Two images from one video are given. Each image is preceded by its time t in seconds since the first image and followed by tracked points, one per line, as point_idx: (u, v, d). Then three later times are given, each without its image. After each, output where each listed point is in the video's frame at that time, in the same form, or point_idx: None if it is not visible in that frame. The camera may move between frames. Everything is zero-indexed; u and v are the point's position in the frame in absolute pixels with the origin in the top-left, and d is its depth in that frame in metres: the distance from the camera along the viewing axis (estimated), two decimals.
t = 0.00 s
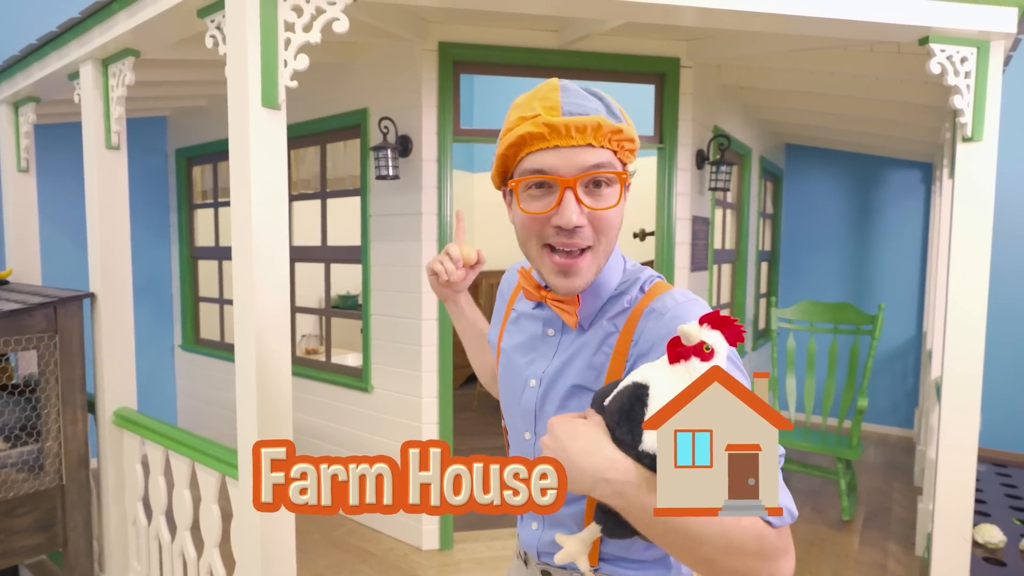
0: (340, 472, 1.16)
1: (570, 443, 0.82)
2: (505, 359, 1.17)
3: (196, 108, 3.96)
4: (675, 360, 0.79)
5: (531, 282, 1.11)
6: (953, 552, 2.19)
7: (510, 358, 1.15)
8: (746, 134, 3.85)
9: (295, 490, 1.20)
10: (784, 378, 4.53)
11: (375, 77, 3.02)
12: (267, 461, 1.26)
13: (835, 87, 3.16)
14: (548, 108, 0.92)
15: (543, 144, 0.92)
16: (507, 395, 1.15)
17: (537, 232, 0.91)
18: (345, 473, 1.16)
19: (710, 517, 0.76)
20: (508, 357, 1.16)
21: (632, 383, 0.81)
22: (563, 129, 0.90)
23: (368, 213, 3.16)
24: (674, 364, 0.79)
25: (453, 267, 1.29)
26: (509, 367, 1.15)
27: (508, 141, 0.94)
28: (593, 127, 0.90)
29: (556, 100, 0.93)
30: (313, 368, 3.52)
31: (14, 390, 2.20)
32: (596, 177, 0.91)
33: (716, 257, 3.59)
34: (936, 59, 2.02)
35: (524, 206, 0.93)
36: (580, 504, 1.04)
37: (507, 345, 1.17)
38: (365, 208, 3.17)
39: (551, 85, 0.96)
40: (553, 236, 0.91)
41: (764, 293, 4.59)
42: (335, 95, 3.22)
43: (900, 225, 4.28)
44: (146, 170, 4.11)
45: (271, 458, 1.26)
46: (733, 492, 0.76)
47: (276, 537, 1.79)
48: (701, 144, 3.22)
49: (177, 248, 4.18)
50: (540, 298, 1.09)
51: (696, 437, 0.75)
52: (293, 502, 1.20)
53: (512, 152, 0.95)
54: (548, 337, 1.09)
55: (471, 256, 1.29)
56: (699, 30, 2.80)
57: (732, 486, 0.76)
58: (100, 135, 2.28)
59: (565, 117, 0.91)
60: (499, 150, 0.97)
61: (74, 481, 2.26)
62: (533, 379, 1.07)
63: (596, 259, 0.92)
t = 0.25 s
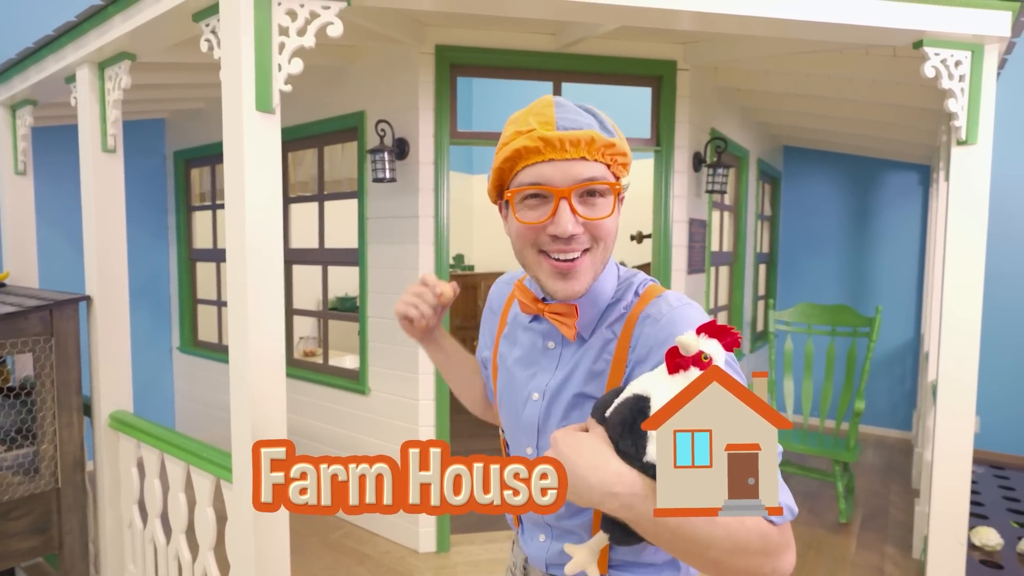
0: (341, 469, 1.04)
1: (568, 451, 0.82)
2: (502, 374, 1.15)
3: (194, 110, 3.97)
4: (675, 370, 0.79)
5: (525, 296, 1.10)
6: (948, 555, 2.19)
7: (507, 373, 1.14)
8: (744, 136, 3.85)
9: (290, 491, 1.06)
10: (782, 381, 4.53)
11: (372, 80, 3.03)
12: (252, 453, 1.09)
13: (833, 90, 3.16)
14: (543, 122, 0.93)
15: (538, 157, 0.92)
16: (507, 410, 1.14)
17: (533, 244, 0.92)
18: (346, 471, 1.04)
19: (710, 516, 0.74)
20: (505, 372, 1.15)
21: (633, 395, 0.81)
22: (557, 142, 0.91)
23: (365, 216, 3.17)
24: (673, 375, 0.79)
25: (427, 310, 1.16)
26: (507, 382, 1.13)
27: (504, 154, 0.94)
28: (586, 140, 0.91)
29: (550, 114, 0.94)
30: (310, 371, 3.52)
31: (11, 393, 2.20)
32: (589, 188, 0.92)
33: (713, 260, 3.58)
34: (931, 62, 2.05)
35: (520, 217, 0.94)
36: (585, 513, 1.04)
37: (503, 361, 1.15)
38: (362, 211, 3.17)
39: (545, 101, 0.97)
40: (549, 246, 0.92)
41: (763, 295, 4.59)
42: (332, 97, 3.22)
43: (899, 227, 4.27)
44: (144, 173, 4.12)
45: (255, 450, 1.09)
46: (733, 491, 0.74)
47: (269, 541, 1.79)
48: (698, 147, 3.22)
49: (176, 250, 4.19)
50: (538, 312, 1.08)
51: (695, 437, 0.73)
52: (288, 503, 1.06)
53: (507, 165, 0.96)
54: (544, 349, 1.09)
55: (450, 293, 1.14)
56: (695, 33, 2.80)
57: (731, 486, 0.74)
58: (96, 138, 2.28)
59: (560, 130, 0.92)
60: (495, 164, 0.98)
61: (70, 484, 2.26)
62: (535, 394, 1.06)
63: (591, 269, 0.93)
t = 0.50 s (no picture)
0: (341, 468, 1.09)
1: (561, 433, 0.88)
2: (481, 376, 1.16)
3: (192, 112, 3.97)
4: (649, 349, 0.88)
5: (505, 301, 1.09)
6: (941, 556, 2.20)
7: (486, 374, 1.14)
8: (740, 138, 3.85)
9: (291, 490, 1.11)
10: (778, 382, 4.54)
11: (368, 83, 3.03)
12: (259, 452, 1.14)
13: (827, 92, 3.18)
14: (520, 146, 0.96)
15: (515, 180, 0.95)
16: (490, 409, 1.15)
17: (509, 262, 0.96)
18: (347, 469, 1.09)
19: (711, 515, 0.83)
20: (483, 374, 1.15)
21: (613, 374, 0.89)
22: (534, 167, 0.93)
23: (361, 217, 3.17)
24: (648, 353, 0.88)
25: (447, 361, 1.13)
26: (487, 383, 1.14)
27: (482, 178, 0.97)
28: (562, 166, 0.94)
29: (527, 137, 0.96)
30: (307, 372, 3.52)
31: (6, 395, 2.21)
32: (564, 209, 0.95)
33: (709, 261, 3.58)
34: (921, 66, 2.09)
35: (497, 236, 0.97)
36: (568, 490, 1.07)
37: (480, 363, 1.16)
38: (359, 213, 3.18)
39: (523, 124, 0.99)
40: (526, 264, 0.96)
41: (760, 296, 4.59)
42: (329, 100, 3.22)
43: (895, 229, 4.28)
44: (141, 174, 4.12)
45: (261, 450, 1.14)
46: (735, 492, 0.82)
47: (263, 541, 1.80)
48: (693, 149, 3.23)
49: (173, 252, 4.20)
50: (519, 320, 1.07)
51: (699, 437, 0.81)
52: (290, 501, 1.11)
53: (485, 187, 0.98)
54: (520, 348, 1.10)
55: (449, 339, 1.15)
56: (691, 36, 2.81)
57: (733, 487, 0.82)
58: (92, 140, 2.28)
59: (536, 156, 0.94)
60: (473, 185, 1.00)
61: (65, 485, 2.27)
62: (518, 391, 1.08)
63: (565, 288, 0.97)
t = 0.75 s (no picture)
0: (341, 467, 1.04)
1: (561, 420, 0.93)
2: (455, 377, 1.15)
3: (189, 113, 3.98)
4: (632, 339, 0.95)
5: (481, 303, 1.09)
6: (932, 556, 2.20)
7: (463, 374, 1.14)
8: (736, 139, 3.86)
9: (290, 491, 1.06)
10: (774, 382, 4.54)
11: (363, 85, 3.03)
12: (253, 451, 1.06)
13: (822, 93, 3.19)
14: (495, 153, 0.97)
15: (490, 188, 0.96)
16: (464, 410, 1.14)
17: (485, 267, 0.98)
18: (347, 469, 1.04)
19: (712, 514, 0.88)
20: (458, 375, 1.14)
21: (601, 364, 0.95)
22: (510, 176, 0.95)
23: (356, 218, 3.18)
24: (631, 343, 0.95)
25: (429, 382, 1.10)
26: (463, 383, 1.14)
27: (458, 185, 0.97)
28: (537, 176, 0.96)
29: (501, 145, 0.97)
30: (303, 372, 3.53)
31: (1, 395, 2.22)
32: (539, 216, 0.97)
33: (705, 262, 3.58)
34: (910, 67, 2.13)
35: (473, 241, 0.99)
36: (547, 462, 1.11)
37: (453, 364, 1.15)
38: (354, 214, 3.19)
39: (498, 133, 1.00)
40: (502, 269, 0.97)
41: (756, 297, 4.60)
42: (324, 101, 3.23)
43: (891, 229, 4.29)
44: (139, 175, 4.13)
45: (256, 448, 1.06)
46: (735, 492, 0.87)
47: (253, 540, 1.81)
48: (688, 150, 3.23)
49: (171, 253, 4.21)
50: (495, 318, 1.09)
51: (700, 435, 0.87)
52: (288, 502, 1.06)
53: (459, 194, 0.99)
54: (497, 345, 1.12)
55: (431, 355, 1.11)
56: (684, 37, 2.82)
57: (734, 487, 0.87)
58: (86, 142, 2.30)
59: (511, 165, 0.96)
60: (448, 191, 1.00)
61: (60, 485, 2.28)
62: (498, 385, 1.10)
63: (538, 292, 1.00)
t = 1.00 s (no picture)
0: (342, 467, 1.03)
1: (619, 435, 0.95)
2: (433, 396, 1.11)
3: (188, 115, 4.00)
4: (662, 345, 1.01)
5: (467, 314, 1.08)
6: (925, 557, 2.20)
7: (443, 392, 1.10)
8: (734, 140, 3.86)
9: (289, 491, 1.05)
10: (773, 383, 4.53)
11: (359, 86, 3.04)
12: (252, 451, 1.05)
13: (819, 94, 3.19)
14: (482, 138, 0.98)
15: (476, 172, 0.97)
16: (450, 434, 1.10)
17: (469, 256, 0.96)
18: (347, 470, 1.03)
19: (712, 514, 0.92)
20: (438, 393, 1.10)
21: (643, 373, 0.98)
22: (495, 161, 0.95)
23: (353, 220, 3.19)
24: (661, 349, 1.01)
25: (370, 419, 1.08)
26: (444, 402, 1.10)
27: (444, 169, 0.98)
28: (523, 161, 0.96)
29: (490, 132, 0.98)
30: (301, 373, 3.54)
31: None
32: (525, 207, 0.97)
33: (702, 262, 3.58)
34: (902, 68, 2.15)
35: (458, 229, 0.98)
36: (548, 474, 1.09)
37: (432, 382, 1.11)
38: (351, 215, 3.20)
39: (487, 122, 1.01)
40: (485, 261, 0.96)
41: (755, 298, 4.61)
42: (320, 103, 3.23)
43: (890, 229, 4.27)
44: (138, 177, 4.15)
45: (255, 448, 1.05)
46: (735, 492, 0.91)
47: (245, 540, 1.82)
48: (684, 150, 3.24)
49: (170, 254, 4.23)
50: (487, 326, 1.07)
51: (696, 438, 0.91)
52: (288, 503, 1.05)
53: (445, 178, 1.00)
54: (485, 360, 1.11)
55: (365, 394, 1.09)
56: (679, 39, 2.83)
57: (733, 486, 0.92)
58: (82, 144, 2.31)
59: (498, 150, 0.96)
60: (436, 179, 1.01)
61: (55, 485, 2.30)
62: (493, 405, 1.08)
63: (523, 286, 0.99)
